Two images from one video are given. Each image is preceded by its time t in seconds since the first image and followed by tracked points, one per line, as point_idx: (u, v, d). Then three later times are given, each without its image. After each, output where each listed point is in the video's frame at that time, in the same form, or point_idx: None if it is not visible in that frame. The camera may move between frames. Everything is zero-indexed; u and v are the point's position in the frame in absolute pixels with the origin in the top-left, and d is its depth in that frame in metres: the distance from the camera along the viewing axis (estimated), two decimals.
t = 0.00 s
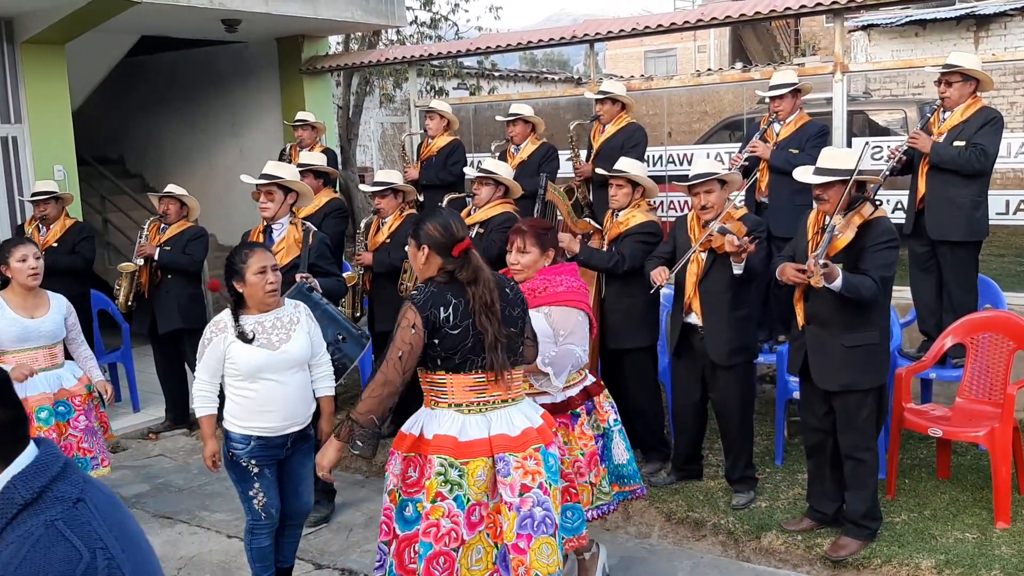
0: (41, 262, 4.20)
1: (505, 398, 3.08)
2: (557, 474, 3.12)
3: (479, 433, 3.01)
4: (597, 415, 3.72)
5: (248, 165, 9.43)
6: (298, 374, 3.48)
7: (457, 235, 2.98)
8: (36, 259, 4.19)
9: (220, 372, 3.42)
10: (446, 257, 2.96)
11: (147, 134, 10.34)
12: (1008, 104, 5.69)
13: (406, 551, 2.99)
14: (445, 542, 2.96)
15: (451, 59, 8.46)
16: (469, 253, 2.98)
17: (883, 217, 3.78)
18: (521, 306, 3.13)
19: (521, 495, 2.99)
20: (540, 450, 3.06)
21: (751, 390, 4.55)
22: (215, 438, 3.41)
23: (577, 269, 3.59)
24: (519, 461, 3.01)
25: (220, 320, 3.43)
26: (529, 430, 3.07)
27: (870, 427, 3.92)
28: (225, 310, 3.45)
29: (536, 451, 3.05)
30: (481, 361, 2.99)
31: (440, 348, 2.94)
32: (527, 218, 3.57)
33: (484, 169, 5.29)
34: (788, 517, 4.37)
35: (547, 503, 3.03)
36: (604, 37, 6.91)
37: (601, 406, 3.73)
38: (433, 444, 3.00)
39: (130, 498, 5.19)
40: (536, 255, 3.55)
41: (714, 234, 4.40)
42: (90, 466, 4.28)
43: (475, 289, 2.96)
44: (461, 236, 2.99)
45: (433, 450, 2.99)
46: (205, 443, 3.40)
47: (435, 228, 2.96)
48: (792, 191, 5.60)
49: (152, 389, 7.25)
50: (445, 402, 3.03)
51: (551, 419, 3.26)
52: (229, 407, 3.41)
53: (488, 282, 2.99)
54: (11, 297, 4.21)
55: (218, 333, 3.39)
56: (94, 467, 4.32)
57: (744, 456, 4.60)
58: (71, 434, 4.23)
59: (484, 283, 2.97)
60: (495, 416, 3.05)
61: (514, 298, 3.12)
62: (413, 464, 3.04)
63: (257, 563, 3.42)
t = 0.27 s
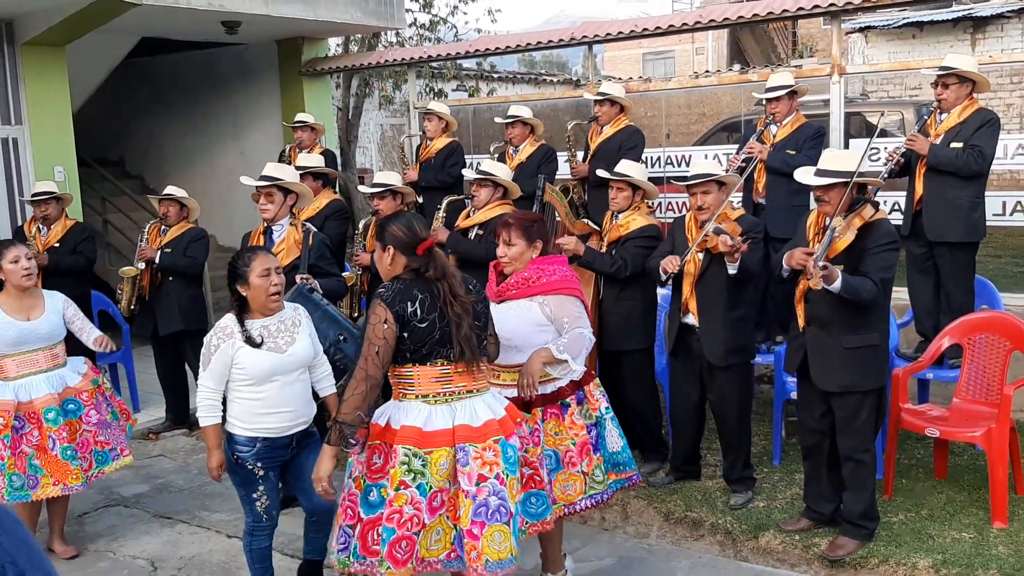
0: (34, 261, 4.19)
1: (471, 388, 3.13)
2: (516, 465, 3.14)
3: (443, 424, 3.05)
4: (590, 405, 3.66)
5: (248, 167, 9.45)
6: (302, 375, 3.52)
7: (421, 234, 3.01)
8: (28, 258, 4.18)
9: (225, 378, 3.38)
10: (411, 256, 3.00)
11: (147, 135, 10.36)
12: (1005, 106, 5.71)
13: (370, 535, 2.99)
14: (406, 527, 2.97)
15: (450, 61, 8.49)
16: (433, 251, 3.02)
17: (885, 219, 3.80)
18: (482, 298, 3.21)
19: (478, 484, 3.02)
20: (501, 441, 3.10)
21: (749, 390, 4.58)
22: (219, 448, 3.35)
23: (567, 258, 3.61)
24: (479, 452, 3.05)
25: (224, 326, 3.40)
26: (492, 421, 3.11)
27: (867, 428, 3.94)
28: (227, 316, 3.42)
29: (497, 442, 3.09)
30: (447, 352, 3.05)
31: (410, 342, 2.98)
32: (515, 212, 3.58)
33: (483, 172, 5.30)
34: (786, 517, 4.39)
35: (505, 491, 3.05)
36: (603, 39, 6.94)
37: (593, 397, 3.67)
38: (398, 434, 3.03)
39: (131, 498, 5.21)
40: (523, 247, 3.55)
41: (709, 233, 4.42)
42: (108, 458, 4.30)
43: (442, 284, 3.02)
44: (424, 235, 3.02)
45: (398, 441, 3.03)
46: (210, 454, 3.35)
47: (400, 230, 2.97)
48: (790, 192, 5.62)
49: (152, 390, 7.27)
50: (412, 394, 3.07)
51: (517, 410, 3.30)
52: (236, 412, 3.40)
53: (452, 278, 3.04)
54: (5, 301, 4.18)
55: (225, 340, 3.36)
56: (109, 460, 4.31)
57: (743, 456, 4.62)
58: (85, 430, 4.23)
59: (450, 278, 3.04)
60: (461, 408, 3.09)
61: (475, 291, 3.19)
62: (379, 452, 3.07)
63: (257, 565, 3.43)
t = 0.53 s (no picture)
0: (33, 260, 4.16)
1: (427, 384, 3.13)
2: (477, 455, 3.11)
3: (400, 420, 3.04)
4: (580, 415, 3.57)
5: (246, 166, 9.42)
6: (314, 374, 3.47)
7: (365, 242, 3.05)
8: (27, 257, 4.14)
9: (235, 376, 3.36)
10: (356, 263, 3.04)
11: (145, 135, 10.33)
12: (1005, 107, 5.70)
13: (334, 535, 3.00)
14: (369, 522, 2.96)
15: (449, 60, 8.46)
16: (377, 256, 3.06)
17: (887, 220, 3.78)
18: (433, 300, 3.22)
19: (437, 475, 3.00)
20: (459, 433, 3.08)
21: (748, 391, 4.56)
22: (241, 443, 3.33)
23: (561, 265, 3.55)
24: (436, 444, 3.03)
25: (235, 323, 3.37)
26: (449, 414, 3.09)
27: (867, 429, 3.92)
28: (239, 312, 3.39)
29: (455, 434, 3.07)
30: (397, 351, 3.06)
31: (360, 344, 3.00)
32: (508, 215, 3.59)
33: (480, 172, 5.28)
34: (786, 519, 4.37)
35: (465, 481, 3.03)
36: (602, 38, 6.92)
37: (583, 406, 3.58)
38: (357, 434, 3.03)
39: (128, 499, 5.18)
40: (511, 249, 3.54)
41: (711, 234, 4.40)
42: (90, 469, 4.24)
43: (386, 285, 3.04)
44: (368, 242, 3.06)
45: (357, 440, 3.03)
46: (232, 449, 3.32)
47: (344, 239, 3.04)
48: (790, 192, 5.60)
49: (149, 391, 7.24)
50: (369, 395, 3.08)
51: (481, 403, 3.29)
52: (246, 411, 3.38)
53: (398, 281, 3.07)
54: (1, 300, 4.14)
55: (234, 338, 3.33)
56: (95, 470, 4.27)
57: (742, 458, 4.60)
58: (71, 436, 4.19)
59: (395, 281, 3.06)
60: (417, 403, 3.08)
61: (425, 293, 3.21)
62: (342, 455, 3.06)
63: (258, 566, 3.41)
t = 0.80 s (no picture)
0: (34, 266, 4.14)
1: (408, 371, 3.16)
2: (461, 435, 3.16)
3: (386, 403, 3.06)
4: (576, 412, 3.56)
5: (245, 166, 9.42)
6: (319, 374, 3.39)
7: (337, 244, 3.11)
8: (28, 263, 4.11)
9: (244, 376, 3.37)
10: (328, 264, 3.08)
11: (144, 135, 10.33)
12: (1004, 107, 5.70)
13: (328, 527, 2.98)
14: (360, 505, 2.96)
15: (449, 60, 8.46)
16: (349, 255, 3.10)
17: (881, 220, 3.78)
18: (408, 292, 3.27)
19: (424, 453, 3.04)
20: (443, 415, 3.13)
21: (748, 391, 4.55)
22: (254, 437, 3.25)
23: (558, 268, 3.57)
24: (422, 424, 3.06)
25: (244, 324, 3.40)
26: (432, 398, 3.14)
27: (865, 429, 3.93)
28: (249, 314, 3.41)
29: (439, 414, 3.12)
30: (377, 339, 3.10)
31: (339, 335, 3.03)
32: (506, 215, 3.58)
33: (480, 172, 5.27)
34: (785, 519, 4.37)
35: (451, 459, 3.08)
36: (601, 39, 6.92)
37: (579, 403, 3.58)
38: (342, 421, 3.04)
39: (127, 499, 5.18)
40: (507, 250, 3.53)
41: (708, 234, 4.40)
42: (108, 472, 4.23)
43: (359, 278, 3.08)
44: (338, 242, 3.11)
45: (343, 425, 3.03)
46: (246, 442, 3.23)
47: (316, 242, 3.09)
48: (787, 193, 5.61)
49: (149, 391, 7.24)
50: (353, 382, 3.09)
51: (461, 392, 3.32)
52: (255, 410, 3.37)
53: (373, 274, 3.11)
54: (8, 309, 4.12)
55: (239, 338, 3.36)
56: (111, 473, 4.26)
57: (741, 458, 4.60)
58: (86, 441, 4.15)
59: (368, 274, 3.09)
60: (401, 387, 3.11)
61: (399, 286, 3.25)
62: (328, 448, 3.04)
63: (262, 563, 3.38)
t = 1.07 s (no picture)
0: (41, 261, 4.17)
1: (408, 361, 3.18)
2: (462, 424, 3.22)
3: (389, 391, 3.08)
4: (579, 406, 3.59)
5: (244, 166, 9.41)
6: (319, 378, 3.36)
7: (337, 240, 3.12)
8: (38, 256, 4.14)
9: (249, 380, 3.42)
10: (329, 259, 3.10)
11: (144, 135, 10.32)
12: (1003, 108, 5.71)
13: (334, 513, 2.98)
14: (370, 487, 2.97)
15: (448, 60, 8.46)
16: (350, 251, 3.12)
17: (876, 219, 3.79)
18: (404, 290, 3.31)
19: (431, 438, 3.08)
20: (445, 404, 3.17)
21: (747, 391, 4.55)
22: (252, 440, 3.44)
23: (557, 264, 3.58)
24: (427, 412, 3.10)
25: (247, 329, 3.42)
26: (433, 388, 3.17)
27: (863, 429, 3.93)
28: (251, 319, 3.42)
29: (442, 404, 3.16)
30: (380, 329, 3.12)
31: (344, 325, 3.04)
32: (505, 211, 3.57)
33: (479, 172, 5.26)
34: (784, 519, 4.37)
35: (455, 443, 3.12)
36: (601, 39, 6.92)
37: (581, 397, 3.60)
38: (347, 408, 3.03)
39: (126, 498, 5.18)
40: (508, 247, 3.53)
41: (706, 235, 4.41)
42: (112, 468, 4.21)
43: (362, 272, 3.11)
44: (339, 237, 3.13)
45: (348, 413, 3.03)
46: (243, 446, 3.43)
47: (318, 237, 3.10)
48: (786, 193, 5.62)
49: (148, 390, 7.24)
50: (355, 371, 3.08)
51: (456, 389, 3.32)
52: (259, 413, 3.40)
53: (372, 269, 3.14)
54: (13, 301, 4.10)
55: (241, 343, 3.38)
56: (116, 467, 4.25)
57: (740, 458, 4.60)
58: (89, 438, 4.13)
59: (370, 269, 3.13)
60: (403, 376, 3.14)
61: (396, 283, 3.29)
62: (331, 437, 3.04)
63: (263, 562, 3.37)
